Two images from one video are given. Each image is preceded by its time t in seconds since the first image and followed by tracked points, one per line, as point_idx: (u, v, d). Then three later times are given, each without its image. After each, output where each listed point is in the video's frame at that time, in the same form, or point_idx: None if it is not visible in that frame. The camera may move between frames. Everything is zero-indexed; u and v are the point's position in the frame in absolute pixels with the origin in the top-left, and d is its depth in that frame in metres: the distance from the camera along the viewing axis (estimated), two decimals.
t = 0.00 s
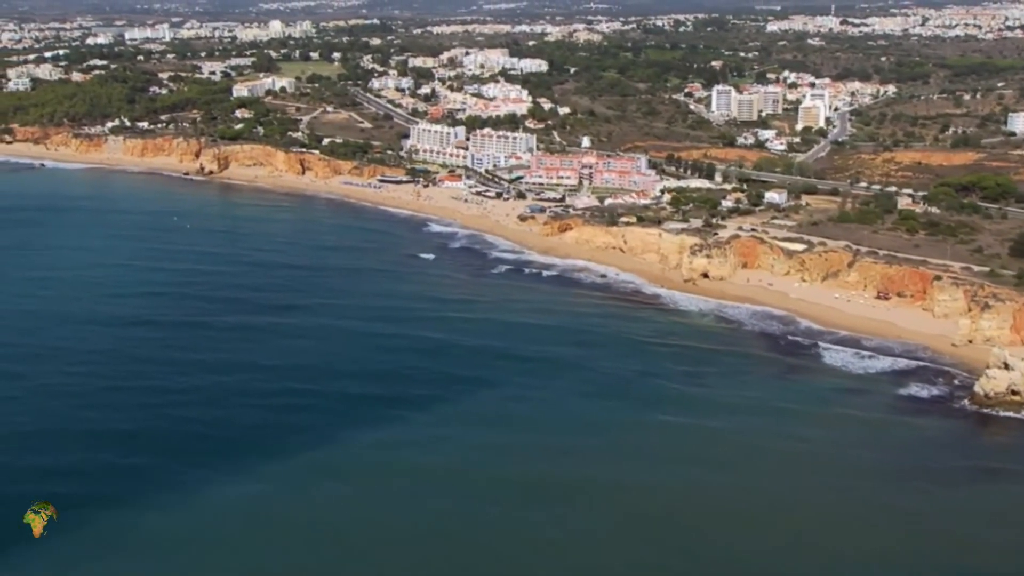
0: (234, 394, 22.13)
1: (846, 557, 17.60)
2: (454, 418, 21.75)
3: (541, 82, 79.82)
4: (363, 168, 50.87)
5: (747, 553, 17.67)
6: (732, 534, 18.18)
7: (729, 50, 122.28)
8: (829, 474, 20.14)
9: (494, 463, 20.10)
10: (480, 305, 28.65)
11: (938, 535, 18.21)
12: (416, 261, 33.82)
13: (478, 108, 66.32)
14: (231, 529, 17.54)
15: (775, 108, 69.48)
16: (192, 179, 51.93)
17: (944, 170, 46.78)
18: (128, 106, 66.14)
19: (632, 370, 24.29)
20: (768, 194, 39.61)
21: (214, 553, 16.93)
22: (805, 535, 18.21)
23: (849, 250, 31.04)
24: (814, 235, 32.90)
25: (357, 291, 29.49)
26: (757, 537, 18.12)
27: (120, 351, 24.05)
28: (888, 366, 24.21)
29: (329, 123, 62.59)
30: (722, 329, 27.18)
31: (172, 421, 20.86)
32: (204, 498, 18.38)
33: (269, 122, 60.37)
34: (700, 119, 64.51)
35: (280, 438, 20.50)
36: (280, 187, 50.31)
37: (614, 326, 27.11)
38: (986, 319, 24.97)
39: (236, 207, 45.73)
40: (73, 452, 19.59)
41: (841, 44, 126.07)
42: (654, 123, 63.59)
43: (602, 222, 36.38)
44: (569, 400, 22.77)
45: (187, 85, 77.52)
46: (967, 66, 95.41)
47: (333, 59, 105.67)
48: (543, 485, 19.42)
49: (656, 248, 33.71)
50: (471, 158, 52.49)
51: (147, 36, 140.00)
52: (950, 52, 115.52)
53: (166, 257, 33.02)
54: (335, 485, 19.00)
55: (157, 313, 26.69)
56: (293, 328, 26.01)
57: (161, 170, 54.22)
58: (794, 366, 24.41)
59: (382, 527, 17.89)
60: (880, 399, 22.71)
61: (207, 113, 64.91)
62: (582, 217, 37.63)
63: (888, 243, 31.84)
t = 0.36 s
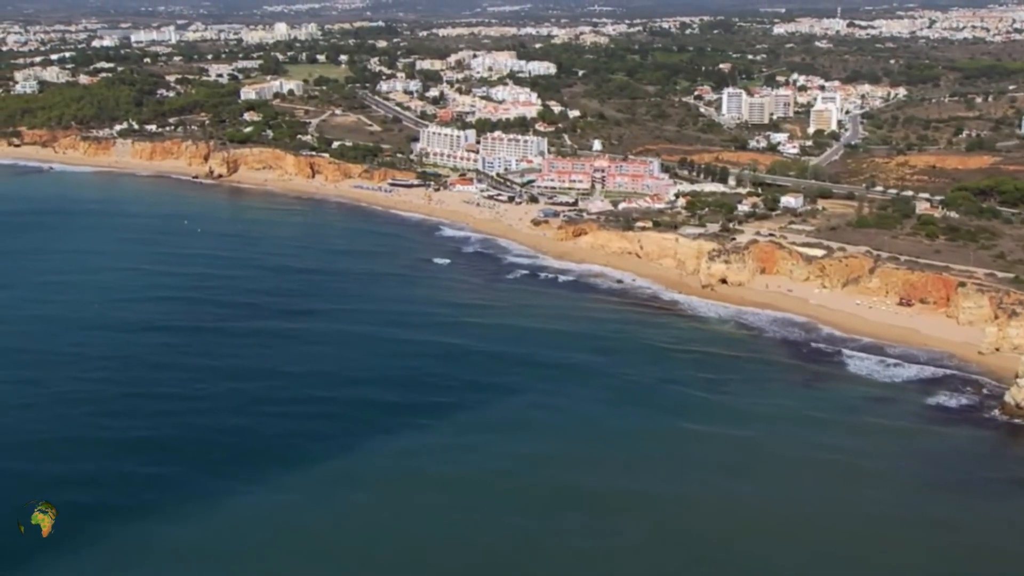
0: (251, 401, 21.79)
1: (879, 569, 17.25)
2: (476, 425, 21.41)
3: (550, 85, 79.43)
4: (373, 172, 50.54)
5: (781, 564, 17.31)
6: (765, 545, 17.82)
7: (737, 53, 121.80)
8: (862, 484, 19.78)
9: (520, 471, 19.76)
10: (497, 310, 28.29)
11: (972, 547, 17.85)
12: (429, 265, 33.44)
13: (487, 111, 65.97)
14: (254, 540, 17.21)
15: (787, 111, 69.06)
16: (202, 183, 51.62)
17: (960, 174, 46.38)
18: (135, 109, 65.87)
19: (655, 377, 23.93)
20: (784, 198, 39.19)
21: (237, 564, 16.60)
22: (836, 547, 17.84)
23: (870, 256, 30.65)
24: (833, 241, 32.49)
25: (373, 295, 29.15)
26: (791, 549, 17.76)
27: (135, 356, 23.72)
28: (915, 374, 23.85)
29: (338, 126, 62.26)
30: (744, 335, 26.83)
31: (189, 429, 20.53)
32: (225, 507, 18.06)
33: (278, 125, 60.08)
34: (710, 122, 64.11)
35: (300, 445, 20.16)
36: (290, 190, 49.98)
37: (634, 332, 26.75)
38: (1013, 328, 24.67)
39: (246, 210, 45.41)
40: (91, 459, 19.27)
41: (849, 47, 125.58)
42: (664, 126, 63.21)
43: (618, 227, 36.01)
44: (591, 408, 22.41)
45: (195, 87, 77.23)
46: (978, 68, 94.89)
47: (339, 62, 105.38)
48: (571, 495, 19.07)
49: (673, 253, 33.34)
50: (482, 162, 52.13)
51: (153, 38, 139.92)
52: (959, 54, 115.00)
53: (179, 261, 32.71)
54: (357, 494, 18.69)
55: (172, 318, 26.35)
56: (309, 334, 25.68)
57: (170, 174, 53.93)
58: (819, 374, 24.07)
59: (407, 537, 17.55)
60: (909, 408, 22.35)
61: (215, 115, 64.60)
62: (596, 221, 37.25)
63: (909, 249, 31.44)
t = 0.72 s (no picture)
0: (273, 410, 21.34)
1: None
2: (503, 435, 20.97)
3: (560, 88, 78.96)
4: (385, 176, 50.12)
5: None
6: (802, 559, 17.41)
7: (746, 55, 121.19)
8: (901, 496, 19.32)
9: (549, 483, 19.31)
10: (518, 317, 27.84)
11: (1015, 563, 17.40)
12: (447, 271, 33.00)
13: (498, 114, 65.54)
14: (280, 553, 16.77)
15: (800, 114, 68.56)
16: (213, 187, 51.22)
17: (979, 179, 45.88)
18: (144, 112, 65.47)
19: (683, 386, 23.46)
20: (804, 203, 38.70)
21: None
22: (876, 562, 17.37)
23: (896, 262, 30.19)
24: (857, 247, 32.02)
25: (392, 301, 28.71)
26: (835, 565, 17.26)
27: (153, 363, 23.28)
28: (948, 385, 23.40)
29: (349, 130, 61.86)
30: (771, 343, 26.37)
31: (211, 438, 20.11)
32: (250, 519, 17.63)
33: (288, 128, 59.68)
34: (723, 125, 63.63)
35: (326, 456, 19.72)
36: (302, 194, 49.57)
37: (659, 340, 26.30)
38: None
39: (259, 215, 44.99)
40: (112, 470, 18.83)
41: (859, 49, 125.00)
42: (677, 129, 62.75)
43: (637, 233, 35.54)
44: (619, 417, 21.95)
45: (204, 90, 76.85)
46: (990, 71, 94.29)
47: (347, 65, 104.92)
48: (604, 509, 18.61)
49: (694, 259, 32.87)
50: (495, 166, 51.68)
51: (160, 41, 139.60)
52: (970, 57, 114.32)
53: (194, 266, 32.29)
54: (385, 506, 18.25)
55: (190, 324, 25.91)
56: (330, 341, 25.24)
57: (180, 177, 53.54)
58: (851, 383, 23.61)
59: (438, 551, 17.11)
60: (944, 419, 21.90)
61: (226, 118, 64.21)
62: (614, 227, 36.79)
63: (935, 255, 30.99)
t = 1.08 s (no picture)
0: (295, 418, 20.95)
1: None
2: (530, 445, 20.56)
3: (571, 91, 78.55)
4: (398, 180, 49.72)
5: None
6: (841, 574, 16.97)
7: (756, 58, 120.68)
8: (939, 508, 18.88)
9: (579, 495, 18.89)
10: (540, 324, 27.43)
11: None
12: (464, 276, 32.59)
13: (509, 117, 65.16)
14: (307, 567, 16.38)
15: (813, 117, 68.11)
16: (223, 191, 50.86)
17: (998, 184, 45.41)
18: (153, 115, 65.13)
19: (711, 395, 23.04)
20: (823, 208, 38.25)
21: None
22: None
23: (921, 269, 29.77)
24: (881, 253, 31.57)
25: (410, 307, 28.32)
26: None
27: (171, 371, 22.89)
28: (981, 396, 22.98)
29: (360, 133, 61.49)
30: (797, 350, 25.95)
31: (232, 447, 19.72)
32: (276, 530, 17.24)
33: (299, 132, 59.33)
34: (736, 129, 63.20)
35: (350, 466, 19.32)
36: (314, 199, 49.20)
37: (683, 348, 25.89)
38: None
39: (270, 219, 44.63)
40: (134, 480, 18.44)
41: (868, 52, 124.48)
42: (689, 133, 62.32)
43: (655, 238, 35.11)
44: (647, 426, 21.53)
45: (213, 94, 76.50)
46: (1003, 74, 93.75)
47: (355, 67, 104.53)
48: (636, 521, 18.18)
49: (715, 265, 32.44)
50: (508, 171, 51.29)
51: (166, 43, 139.40)
52: (980, 60, 113.51)
53: (208, 271, 31.91)
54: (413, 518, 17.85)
55: (207, 331, 25.52)
56: (350, 348, 24.84)
57: (190, 182, 53.18)
58: (882, 393, 23.18)
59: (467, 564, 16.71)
60: (979, 430, 21.48)
61: (235, 122, 63.86)
62: (632, 232, 36.37)
63: (960, 261, 30.56)
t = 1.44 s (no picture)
0: (321, 428, 20.51)
1: None
2: (562, 456, 20.10)
3: (582, 95, 78.09)
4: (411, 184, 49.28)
5: None
6: None
7: (765, 61, 120.10)
8: (985, 521, 18.38)
9: (614, 508, 18.42)
10: (563, 331, 26.97)
11: None
12: (483, 282, 32.13)
13: (522, 121, 64.72)
14: None
15: (828, 121, 67.59)
16: (235, 195, 50.47)
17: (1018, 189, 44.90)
18: (163, 118, 64.76)
19: (743, 405, 22.56)
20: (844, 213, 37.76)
21: None
22: None
23: (949, 276, 29.29)
24: (908, 260, 31.07)
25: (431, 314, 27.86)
26: None
27: (193, 379, 22.45)
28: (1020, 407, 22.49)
29: (371, 137, 61.06)
30: (828, 359, 25.48)
31: (259, 457, 19.28)
32: (307, 544, 16.80)
33: (310, 136, 58.92)
34: (750, 133, 62.71)
35: (380, 478, 18.87)
36: (326, 203, 48.79)
37: (711, 355, 25.42)
38: None
39: (283, 223, 44.24)
40: (160, 491, 18.00)
41: (878, 55, 123.84)
42: (703, 136, 61.83)
43: (676, 244, 34.63)
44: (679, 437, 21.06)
45: (222, 97, 76.11)
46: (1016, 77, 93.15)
47: (364, 70, 104.11)
48: (675, 535, 17.69)
49: (738, 271, 31.95)
50: (522, 175, 50.84)
51: (174, 46, 139.12)
52: (992, 62, 112.88)
53: (224, 276, 31.49)
54: (446, 532, 17.40)
55: (227, 337, 25.07)
56: (373, 355, 24.39)
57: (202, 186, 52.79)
58: (918, 403, 22.69)
59: None
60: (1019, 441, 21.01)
61: (246, 125, 63.48)
62: (652, 238, 35.90)
63: (988, 268, 30.09)
